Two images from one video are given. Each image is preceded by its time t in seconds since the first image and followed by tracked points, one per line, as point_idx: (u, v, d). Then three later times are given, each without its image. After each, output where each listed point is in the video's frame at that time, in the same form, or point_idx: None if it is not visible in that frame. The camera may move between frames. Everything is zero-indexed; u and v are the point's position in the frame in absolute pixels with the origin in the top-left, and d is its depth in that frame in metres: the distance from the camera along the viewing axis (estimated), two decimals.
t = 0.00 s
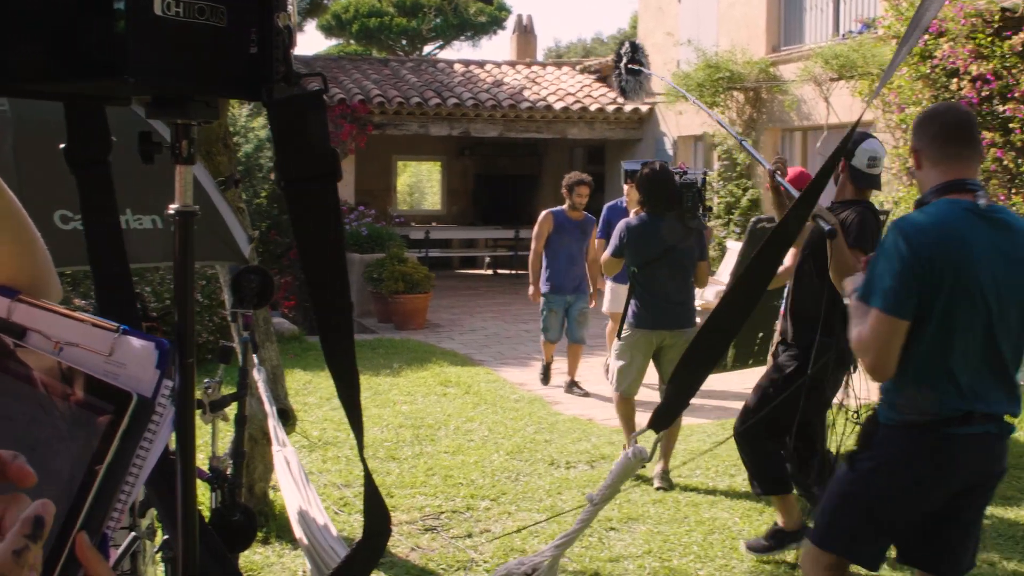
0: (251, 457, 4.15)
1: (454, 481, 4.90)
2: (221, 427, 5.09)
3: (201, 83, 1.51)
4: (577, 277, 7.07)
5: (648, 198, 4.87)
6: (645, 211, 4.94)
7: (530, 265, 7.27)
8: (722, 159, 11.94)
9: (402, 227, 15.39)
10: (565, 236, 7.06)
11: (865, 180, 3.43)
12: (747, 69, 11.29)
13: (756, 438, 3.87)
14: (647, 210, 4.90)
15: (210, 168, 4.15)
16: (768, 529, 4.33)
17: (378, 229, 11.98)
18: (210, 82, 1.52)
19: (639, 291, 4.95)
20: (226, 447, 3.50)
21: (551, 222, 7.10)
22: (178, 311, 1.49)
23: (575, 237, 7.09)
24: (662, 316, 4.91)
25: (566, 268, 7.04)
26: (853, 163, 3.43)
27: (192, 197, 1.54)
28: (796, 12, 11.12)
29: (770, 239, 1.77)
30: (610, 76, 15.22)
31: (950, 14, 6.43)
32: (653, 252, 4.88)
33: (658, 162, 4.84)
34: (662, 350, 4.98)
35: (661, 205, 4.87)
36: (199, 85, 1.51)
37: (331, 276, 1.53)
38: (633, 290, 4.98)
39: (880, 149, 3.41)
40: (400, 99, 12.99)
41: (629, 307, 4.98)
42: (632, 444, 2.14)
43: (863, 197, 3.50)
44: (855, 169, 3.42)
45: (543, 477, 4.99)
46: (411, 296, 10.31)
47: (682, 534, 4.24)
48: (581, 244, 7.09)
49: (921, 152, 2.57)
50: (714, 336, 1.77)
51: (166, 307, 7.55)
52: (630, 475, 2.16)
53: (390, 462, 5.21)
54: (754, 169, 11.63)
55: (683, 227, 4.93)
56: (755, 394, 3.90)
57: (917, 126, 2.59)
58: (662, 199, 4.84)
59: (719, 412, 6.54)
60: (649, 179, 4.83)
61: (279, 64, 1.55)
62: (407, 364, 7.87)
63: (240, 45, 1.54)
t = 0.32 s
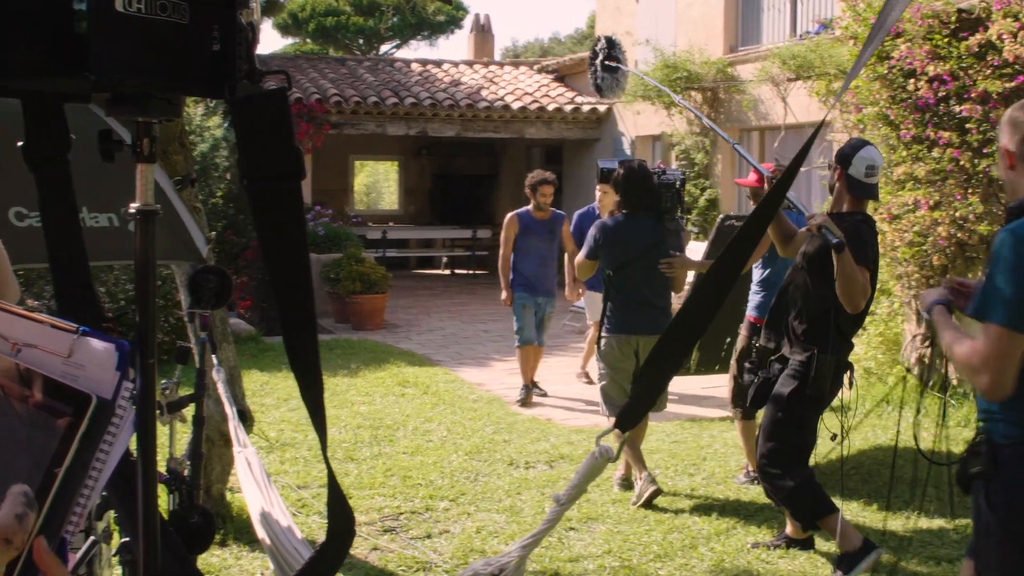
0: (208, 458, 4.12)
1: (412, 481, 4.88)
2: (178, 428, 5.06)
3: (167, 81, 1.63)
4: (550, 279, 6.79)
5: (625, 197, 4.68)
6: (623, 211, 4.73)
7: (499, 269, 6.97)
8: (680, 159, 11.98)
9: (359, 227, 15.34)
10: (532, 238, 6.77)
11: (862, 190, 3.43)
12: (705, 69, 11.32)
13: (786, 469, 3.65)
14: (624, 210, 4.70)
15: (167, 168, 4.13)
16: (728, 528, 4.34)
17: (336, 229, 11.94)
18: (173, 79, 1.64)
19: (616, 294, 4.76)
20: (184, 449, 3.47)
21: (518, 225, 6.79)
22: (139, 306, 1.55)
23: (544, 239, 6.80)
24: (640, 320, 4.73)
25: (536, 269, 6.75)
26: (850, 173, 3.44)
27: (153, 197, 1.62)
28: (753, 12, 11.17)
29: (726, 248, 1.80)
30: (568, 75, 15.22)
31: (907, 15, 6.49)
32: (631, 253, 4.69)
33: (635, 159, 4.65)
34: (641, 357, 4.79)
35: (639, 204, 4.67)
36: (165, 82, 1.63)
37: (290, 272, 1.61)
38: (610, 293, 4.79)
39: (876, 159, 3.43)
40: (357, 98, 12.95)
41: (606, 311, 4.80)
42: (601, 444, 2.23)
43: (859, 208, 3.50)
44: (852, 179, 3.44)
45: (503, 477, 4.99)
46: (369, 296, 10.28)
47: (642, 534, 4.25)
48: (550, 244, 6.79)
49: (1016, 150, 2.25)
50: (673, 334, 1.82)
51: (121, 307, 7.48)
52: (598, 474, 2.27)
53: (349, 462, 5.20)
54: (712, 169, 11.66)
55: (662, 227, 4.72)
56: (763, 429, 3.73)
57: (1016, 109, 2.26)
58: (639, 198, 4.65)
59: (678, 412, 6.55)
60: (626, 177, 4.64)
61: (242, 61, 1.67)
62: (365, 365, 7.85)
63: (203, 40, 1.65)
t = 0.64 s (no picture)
0: (163, 461, 4.08)
1: (369, 482, 4.86)
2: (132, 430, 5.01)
3: (123, 76, 1.74)
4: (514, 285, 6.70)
5: (602, 194, 4.58)
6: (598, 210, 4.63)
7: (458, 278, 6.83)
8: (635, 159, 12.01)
9: (313, 227, 15.27)
10: (494, 242, 6.68)
11: (879, 192, 3.25)
12: (660, 68, 11.31)
13: (787, 488, 3.45)
14: (601, 208, 4.59)
15: (119, 167, 4.09)
16: (686, 528, 4.35)
17: (290, 229, 11.88)
18: (128, 73, 1.74)
19: (592, 294, 4.60)
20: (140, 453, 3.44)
21: (479, 231, 6.67)
22: (98, 316, 1.74)
23: (506, 243, 6.72)
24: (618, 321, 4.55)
25: (500, 275, 6.65)
26: (866, 174, 3.27)
27: (108, 196, 1.79)
28: (709, 13, 11.21)
29: (685, 252, 2.02)
30: (524, 75, 15.21)
31: (862, 16, 6.52)
32: (608, 252, 4.54)
33: (614, 155, 4.58)
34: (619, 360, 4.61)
35: (617, 201, 4.57)
36: (120, 78, 1.74)
37: (248, 273, 1.68)
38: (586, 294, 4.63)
39: (894, 158, 3.25)
40: (312, 97, 12.88)
41: (581, 313, 4.64)
42: (561, 445, 2.32)
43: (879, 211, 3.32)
44: (868, 180, 3.26)
45: (459, 478, 4.98)
46: (324, 296, 10.23)
47: (599, 534, 4.25)
48: (511, 248, 6.72)
49: None
50: (640, 325, 2.02)
51: (72, 309, 7.39)
52: (557, 471, 2.33)
53: (304, 464, 5.17)
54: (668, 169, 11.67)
55: (641, 225, 4.59)
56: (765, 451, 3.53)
57: None
58: (616, 195, 4.56)
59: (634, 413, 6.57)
60: (604, 172, 4.58)
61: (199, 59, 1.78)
62: (320, 366, 7.82)
63: (160, 37, 1.77)
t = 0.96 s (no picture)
0: (114, 464, 4.04)
1: (324, 484, 4.84)
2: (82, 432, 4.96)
3: (76, 76, 1.74)
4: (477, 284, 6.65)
5: (586, 196, 4.38)
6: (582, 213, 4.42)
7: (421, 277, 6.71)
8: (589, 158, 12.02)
9: (264, 228, 15.18)
10: (462, 242, 6.59)
11: (915, 187, 2.98)
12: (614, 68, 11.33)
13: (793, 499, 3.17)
14: (584, 210, 4.38)
15: (69, 167, 4.05)
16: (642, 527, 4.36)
17: (242, 230, 11.81)
18: (78, 72, 1.74)
19: (578, 301, 4.38)
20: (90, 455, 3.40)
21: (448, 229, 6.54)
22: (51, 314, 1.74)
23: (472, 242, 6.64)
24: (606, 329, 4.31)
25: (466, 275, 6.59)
26: (898, 168, 3.01)
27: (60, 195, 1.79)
28: (662, 13, 11.24)
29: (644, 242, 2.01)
30: (477, 75, 15.19)
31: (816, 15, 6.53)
32: (595, 254, 4.33)
33: (596, 155, 4.39)
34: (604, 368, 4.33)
35: (601, 203, 4.37)
36: (73, 79, 1.74)
37: (202, 273, 1.66)
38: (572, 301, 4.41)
39: (928, 152, 2.98)
40: (263, 97, 12.80)
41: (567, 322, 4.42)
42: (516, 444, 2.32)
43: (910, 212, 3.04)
44: (903, 175, 2.99)
45: (415, 479, 4.96)
46: (277, 297, 10.18)
47: (555, 533, 4.25)
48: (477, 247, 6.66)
49: None
50: (603, 316, 2.02)
51: (20, 311, 7.31)
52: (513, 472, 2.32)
53: (258, 466, 5.13)
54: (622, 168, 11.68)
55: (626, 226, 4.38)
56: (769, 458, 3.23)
57: None
58: (600, 196, 4.36)
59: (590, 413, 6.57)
60: (586, 174, 4.38)
61: (153, 55, 1.76)
62: (272, 367, 7.77)
63: (113, 33, 1.75)
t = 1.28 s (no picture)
0: (66, 470, 4.00)
1: (280, 487, 4.80)
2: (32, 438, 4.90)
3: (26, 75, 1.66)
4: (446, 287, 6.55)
5: (574, 193, 4.27)
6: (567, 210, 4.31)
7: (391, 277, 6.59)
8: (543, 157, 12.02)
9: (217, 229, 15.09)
10: (433, 242, 6.49)
11: (951, 176, 2.90)
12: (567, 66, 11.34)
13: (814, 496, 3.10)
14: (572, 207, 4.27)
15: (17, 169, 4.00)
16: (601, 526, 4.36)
17: (194, 232, 11.73)
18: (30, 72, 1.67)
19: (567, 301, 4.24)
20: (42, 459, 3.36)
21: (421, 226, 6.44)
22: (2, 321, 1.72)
23: (444, 243, 6.54)
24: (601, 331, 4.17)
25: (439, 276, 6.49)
26: (934, 156, 2.92)
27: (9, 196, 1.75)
28: (615, 11, 11.25)
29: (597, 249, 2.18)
30: (430, 73, 15.17)
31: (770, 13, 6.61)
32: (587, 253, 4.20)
33: (584, 150, 4.29)
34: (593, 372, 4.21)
35: (589, 200, 4.27)
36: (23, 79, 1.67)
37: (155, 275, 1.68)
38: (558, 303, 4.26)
39: (964, 138, 2.91)
40: (214, 97, 12.71)
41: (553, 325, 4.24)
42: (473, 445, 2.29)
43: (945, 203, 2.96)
44: (939, 164, 2.91)
45: (372, 480, 4.93)
46: (230, 299, 10.12)
47: (514, 533, 4.24)
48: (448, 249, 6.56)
49: None
50: (564, 314, 2.18)
51: None
52: (470, 473, 2.31)
53: (213, 469, 5.09)
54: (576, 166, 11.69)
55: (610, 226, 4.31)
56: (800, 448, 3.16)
57: None
58: (589, 193, 4.26)
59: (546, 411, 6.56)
60: (574, 170, 4.27)
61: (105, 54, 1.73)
62: (226, 370, 7.72)
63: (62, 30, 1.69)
